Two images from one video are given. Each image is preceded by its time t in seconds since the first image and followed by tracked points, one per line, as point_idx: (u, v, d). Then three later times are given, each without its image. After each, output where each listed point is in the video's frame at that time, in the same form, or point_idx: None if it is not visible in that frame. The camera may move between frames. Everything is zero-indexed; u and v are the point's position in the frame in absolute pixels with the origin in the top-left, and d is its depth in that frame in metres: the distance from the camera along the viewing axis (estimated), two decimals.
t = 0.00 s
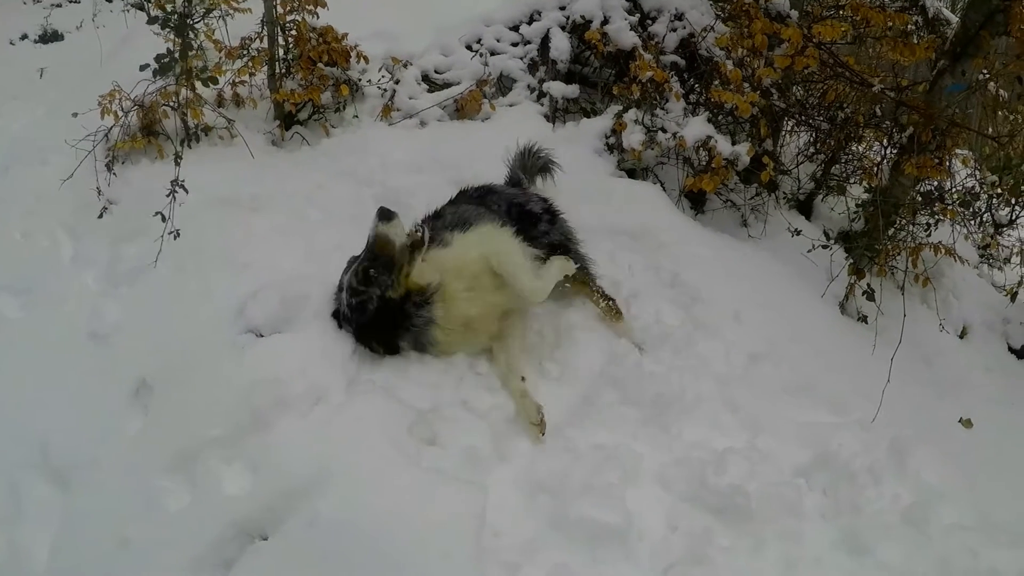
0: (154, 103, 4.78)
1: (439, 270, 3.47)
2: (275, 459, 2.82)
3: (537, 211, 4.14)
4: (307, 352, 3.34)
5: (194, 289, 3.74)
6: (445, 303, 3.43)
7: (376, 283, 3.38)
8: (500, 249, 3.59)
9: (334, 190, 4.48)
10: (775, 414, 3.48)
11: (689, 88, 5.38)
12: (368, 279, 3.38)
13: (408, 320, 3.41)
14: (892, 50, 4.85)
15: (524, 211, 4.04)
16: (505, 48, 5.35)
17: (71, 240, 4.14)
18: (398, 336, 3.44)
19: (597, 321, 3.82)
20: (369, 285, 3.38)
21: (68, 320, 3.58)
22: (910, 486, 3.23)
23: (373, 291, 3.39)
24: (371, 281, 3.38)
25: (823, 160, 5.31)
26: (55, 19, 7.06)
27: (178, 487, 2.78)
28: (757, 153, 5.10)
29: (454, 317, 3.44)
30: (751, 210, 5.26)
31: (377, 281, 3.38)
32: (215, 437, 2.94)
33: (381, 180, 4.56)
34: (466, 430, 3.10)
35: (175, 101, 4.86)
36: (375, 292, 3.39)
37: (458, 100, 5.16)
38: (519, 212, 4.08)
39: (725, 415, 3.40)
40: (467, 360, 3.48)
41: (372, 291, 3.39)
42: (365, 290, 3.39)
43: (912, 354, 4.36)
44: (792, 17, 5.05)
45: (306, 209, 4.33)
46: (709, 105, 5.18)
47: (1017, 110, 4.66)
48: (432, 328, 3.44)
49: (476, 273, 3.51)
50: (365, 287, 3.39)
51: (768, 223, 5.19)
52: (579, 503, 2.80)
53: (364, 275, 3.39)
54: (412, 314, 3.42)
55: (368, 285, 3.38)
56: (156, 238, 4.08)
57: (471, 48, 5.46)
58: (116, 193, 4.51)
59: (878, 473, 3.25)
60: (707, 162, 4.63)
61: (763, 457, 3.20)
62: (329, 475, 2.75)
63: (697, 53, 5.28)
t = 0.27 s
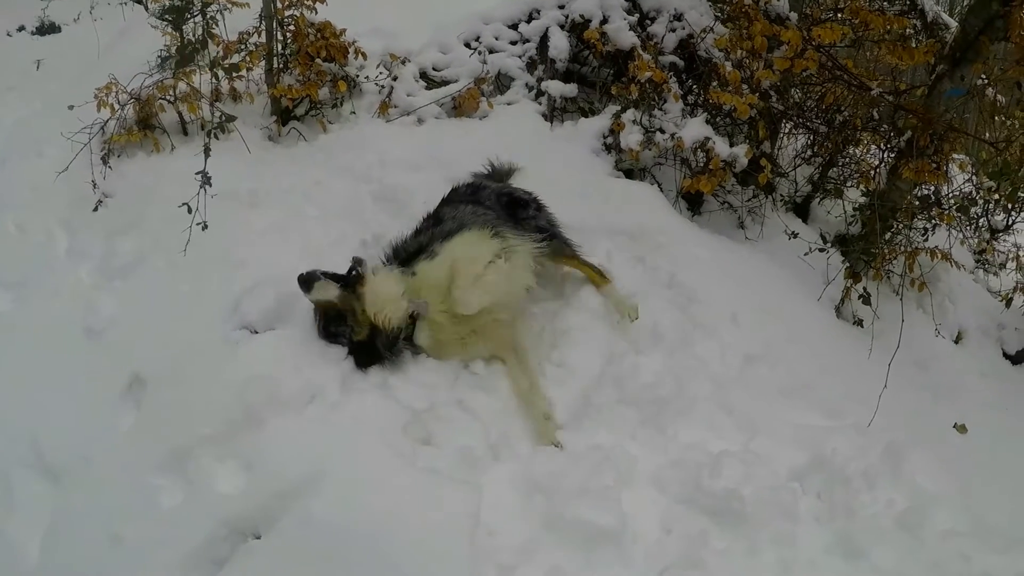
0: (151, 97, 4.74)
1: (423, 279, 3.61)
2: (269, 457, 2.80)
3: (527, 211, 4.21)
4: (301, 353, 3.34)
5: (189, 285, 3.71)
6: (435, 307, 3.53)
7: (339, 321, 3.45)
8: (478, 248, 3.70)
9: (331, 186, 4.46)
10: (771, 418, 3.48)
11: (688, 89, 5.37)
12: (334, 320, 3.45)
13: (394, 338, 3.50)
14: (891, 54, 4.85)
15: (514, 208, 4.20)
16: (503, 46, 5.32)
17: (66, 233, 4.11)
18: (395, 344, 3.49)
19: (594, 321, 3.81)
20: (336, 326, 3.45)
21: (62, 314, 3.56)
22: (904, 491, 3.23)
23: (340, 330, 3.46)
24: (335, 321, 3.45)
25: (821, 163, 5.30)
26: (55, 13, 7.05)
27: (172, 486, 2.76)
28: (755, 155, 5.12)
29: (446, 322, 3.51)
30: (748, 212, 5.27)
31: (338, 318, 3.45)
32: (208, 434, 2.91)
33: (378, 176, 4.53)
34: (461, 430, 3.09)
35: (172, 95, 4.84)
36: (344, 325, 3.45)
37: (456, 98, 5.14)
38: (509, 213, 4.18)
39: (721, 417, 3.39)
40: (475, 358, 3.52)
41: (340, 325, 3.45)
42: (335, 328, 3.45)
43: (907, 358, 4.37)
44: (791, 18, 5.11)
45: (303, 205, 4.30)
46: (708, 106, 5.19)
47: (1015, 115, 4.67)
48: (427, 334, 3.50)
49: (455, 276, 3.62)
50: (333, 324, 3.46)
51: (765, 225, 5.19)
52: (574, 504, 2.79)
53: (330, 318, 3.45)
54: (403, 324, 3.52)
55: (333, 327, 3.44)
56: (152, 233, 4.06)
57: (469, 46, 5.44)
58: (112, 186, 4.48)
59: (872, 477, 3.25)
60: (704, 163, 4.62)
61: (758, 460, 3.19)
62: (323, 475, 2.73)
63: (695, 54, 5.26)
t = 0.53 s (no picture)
0: (149, 90, 4.70)
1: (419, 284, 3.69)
2: (265, 455, 2.78)
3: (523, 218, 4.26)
4: (296, 350, 3.32)
5: (186, 280, 3.69)
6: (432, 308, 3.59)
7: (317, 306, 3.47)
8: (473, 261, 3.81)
9: (329, 182, 4.43)
10: (768, 421, 3.47)
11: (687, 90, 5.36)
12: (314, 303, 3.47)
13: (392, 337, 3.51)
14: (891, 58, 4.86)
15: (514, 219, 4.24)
16: (503, 45, 5.31)
17: (61, 226, 4.08)
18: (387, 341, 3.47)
19: (592, 322, 3.80)
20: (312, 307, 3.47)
21: (57, 308, 3.53)
22: (900, 497, 3.24)
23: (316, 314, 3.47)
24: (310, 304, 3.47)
25: (819, 166, 5.30)
26: (53, 5, 7.01)
27: (166, 483, 2.73)
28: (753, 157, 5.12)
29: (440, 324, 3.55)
30: (746, 215, 5.25)
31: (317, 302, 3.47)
32: (203, 432, 2.87)
33: (376, 173, 4.51)
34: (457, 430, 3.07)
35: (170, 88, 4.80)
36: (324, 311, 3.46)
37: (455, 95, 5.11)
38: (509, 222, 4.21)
39: (718, 420, 3.38)
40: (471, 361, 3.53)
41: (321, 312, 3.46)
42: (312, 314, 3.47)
43: (904, 363, 4.37)
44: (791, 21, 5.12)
45: (300, 201, 4.28)
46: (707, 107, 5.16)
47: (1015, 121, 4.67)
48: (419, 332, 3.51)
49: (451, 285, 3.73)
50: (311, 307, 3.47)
51: (763, 228, 5.18)
52: (571, 505, 2.78)
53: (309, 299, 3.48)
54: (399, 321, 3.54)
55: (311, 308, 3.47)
56: (148, 226, 4.03)
57: (468, 44, 5.41)
58: (109, 178, 4.45)
59: (869, 483, 3.25)
60: (703, 165, 4.61)
61: (755, 463, 3.18)
62: (319, 474, 2.71)
63: (695, 55, 5.26)
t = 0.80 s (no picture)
0: (146, 89, 4.66)
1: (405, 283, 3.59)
2: (264, 455, 2.76)
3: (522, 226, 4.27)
4: (295, 346, 3.29)
5: (185, 280, 3.67)
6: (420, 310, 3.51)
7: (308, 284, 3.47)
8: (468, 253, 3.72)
9: (326, 181, 4.41)
10: (768, 422, 3.47)
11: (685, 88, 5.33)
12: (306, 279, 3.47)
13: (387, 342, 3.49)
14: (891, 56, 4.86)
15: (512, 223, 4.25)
16: (501, 43, 5.30)
17: (59, 226, 4.06)
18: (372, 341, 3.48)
19: (593, 321, 3.78)
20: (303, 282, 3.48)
21: (55, 307, 3.51)
22: (900, 497, 3.24)
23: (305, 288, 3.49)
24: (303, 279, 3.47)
25: (818, 165, 5.30)
26: (50, 6, 6.99)
27: (166, 482, 2.72)
28: (753, 156, 5.10)
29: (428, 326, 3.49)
30: (745, 214, 5.23)
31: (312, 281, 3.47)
32: (202, 432, 2.86)
33: (374, 172, 4.49)
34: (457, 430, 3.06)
35: (167, 87, 4.75)
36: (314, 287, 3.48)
37: (453, 94, 5.08)
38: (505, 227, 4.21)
39: (718, 420, 3.38)
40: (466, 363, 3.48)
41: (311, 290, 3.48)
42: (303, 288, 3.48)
43: (904, 363, 4.36)
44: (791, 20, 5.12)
45: (298, 200, 4.26)
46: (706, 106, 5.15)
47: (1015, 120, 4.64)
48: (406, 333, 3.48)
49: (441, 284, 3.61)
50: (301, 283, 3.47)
51: (763, 227, 5.17)
52: (572, 506, 2.76)
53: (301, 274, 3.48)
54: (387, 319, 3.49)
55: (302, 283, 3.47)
56: (145, 226, 4.01)
57: (466, 42, 5.39)
58: (107, 178, 4.43)
59: (870, 483, 3.25)
60: (702, 164, 4.59)
61: (755, 463, 3.18)
62: (318, 474, 2.69)
63: (694, 54, 5.24)
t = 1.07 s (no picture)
0: (147, 89, 4.65)
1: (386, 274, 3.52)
2: (266, 455, 2.74)
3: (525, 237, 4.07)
4: (298, 345, 3.27)
5: (186, 281, 3.65)
6: (399, 305, 3.43)
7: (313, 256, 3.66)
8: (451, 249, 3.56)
9: (327, 181, 4.39)
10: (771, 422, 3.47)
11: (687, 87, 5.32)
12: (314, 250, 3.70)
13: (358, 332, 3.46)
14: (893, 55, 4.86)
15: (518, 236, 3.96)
16: (502, 42, 5.27)
17: (59, 226, 4.05)
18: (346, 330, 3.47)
19: (596, 321, 3.76)
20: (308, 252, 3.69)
21: (56, 308, 3.49)
22: (905, 498, 3.23)
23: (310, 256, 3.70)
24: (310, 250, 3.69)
25: (820, 163, 5.29)
26: (49, 6, 6.97)
27: (167, 483, 2.71)
28: (756, 155, 5.06)
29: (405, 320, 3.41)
30: (748, 212, 5.22)
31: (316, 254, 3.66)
32: (202, 433, 2.84)
33: (375, 171, 4.47)
34: (463, 432, 3.07)
35: (168, 87, 4.74)
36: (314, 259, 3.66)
37: (454, 93, 5.05)
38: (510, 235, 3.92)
39: (723, 421, 3.37)
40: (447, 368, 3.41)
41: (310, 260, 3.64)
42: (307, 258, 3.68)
43: (909, 363, 4.34)
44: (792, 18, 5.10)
45: (300, 200, 4.25)
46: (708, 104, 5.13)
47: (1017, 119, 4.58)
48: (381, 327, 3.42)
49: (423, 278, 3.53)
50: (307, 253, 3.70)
51: (766, 226, 5.14)
52: (577, 507, 2.75)
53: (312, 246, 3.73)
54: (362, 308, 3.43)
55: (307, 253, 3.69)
56: (146, 226, 4.00)
57: (467, 41, 5.36)
58: (108, 177, 4.42)
59: (875, 485, 3.24)
60: (705, 163, 4.57)
61: (761, 464, 3.17)
62: (320, 474, 2.66)
63: (695, 52, 5.22)
